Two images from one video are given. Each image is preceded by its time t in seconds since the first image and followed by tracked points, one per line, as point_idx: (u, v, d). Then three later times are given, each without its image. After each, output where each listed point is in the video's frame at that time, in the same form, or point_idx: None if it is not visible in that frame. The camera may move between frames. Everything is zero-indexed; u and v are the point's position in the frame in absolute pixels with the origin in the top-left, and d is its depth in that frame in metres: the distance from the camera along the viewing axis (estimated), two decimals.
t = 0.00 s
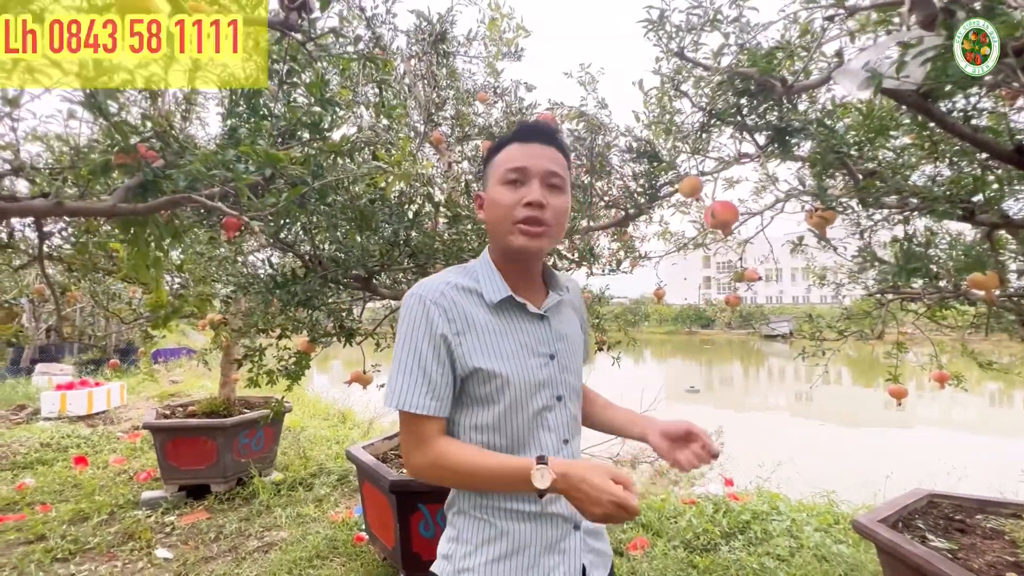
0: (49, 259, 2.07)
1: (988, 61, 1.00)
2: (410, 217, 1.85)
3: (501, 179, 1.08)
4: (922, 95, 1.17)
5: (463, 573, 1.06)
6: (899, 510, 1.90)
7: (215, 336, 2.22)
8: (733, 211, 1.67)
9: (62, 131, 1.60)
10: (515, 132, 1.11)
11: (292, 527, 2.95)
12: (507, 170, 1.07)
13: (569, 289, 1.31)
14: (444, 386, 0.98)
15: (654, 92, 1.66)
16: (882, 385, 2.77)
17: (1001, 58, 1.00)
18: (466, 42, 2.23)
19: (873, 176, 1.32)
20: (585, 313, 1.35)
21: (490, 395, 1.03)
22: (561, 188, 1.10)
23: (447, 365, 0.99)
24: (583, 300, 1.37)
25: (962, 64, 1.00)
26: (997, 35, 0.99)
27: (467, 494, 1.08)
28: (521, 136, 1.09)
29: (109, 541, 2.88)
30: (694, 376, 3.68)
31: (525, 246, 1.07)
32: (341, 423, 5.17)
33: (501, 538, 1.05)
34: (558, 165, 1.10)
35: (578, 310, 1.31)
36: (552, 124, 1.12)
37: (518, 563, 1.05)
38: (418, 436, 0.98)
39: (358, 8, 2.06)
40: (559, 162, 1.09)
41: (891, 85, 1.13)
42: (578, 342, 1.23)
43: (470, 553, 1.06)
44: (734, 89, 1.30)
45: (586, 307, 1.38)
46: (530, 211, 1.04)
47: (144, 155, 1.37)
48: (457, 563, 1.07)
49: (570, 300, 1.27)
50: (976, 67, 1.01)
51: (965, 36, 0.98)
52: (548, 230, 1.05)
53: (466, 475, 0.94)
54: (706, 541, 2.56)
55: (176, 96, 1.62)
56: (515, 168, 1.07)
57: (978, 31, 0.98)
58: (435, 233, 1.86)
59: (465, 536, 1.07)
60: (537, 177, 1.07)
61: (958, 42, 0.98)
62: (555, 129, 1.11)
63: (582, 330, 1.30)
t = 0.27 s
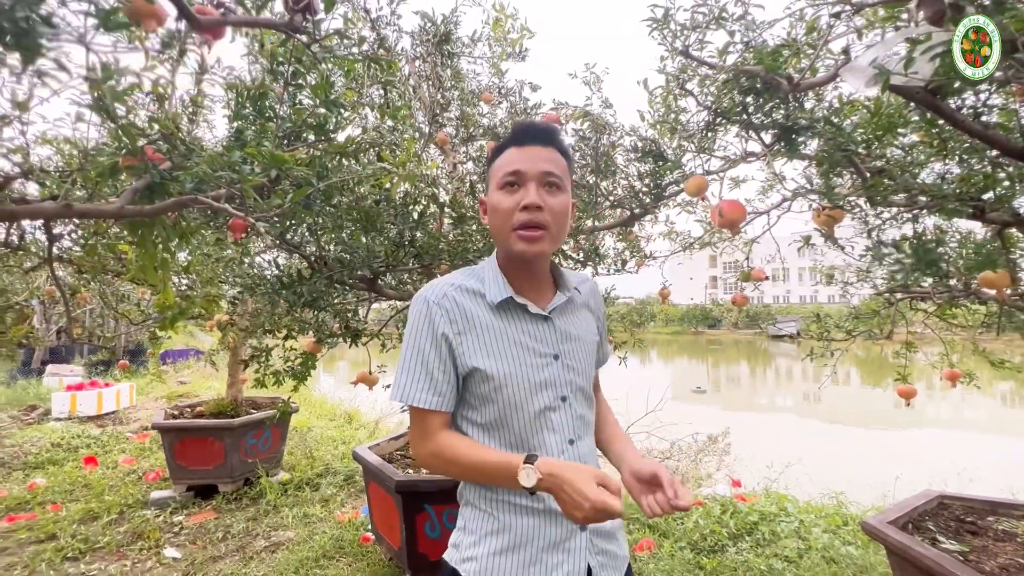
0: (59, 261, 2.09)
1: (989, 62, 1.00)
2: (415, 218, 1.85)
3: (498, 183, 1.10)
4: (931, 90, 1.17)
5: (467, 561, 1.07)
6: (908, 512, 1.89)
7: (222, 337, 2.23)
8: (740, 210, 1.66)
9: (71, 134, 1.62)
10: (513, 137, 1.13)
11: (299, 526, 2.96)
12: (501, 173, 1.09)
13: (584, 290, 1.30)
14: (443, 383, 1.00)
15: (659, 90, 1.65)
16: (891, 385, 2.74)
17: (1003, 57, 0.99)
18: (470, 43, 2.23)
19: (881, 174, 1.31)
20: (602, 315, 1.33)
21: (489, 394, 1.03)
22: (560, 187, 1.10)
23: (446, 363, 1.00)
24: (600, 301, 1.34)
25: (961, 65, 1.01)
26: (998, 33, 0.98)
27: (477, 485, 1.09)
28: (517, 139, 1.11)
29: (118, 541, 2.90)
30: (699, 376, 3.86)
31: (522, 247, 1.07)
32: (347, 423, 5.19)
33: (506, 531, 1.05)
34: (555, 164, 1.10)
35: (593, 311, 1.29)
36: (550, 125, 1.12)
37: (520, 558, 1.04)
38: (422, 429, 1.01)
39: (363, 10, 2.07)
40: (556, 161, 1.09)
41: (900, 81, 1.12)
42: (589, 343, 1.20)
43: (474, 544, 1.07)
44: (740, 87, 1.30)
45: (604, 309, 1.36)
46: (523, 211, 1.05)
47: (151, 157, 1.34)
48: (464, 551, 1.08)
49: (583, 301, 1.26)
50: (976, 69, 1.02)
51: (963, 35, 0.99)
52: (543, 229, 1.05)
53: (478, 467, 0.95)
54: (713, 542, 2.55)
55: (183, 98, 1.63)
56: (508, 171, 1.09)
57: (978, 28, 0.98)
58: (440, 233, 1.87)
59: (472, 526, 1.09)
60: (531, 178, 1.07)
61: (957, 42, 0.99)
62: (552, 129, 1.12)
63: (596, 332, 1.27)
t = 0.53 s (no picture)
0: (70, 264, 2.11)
1: (988, 63, 1.02)
2: (421, 218, 1.85)
3: (503, 185, 1.10)
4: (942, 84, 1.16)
5: (465, 562, 1.07)
6: (922, 513, 1.87)
7: (230, 338, 2.25)
8: (748, 207, 1.65)
9: (81, 137, 1.63)
10: (517, 140, 1.13)
11: (307, 527, 2.97)
12: (507, 175, 1.10)
13: (589, 293, 1.29)
14: (442, 384, 1.00)
15: (665, 88, 1.64)
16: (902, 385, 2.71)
17: (1006, 55, 1.00)
18: (475, 44, 2.23)
19: (892, 171, 1.29)
20: (606, 318, 1.32)
21: (487, 395, 1.03)
22: (562, 189, 1.11)
23: (445, 363, 1.00)
24: (604, 305, 1.33)
25: (961, 67, 1.04)
26: (1000, 32, 0.99)
27: (478, 486, 1.09)
28: (521, 142, 1.12)
29: (129, 541, 2.92)
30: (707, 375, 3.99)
31: (526, 247, 1.07)
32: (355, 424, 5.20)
33: (505, 532, 1.05)
34: (559, 167, 1.11)
35: (597, 314, 1.28)
36: (554, 128, 1.14)
37: (519, 560, 1.04)
38: (426, 428, 1.00)
39: (368, 12, 2.07)
40: (559, 164, 1.10)
41: (911, 75, 1.10)
42: (592, 346, 1.19)
43: (474, 544, 1.06)
44: (747, 84, 1.29)
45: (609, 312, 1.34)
46: (529, 211, 1.05)
47: (158, 160, 1.35)
48: (463, 551, 1.08)
49: (586, 304, 1.25)
50: (976, 69, 1.04)
51: (962, 37, 0.99)
52: (549, 230, 1.05)
53: (490, 464, 0.95)
54: (723, 544, 2.53)
55: (190, 100, 1.64)
56: (514, 173, 1.09)
57: (979, 28, 0.98)
58: (446, 234, 1.87)
59: (471, 526, 1.08)
60: (536, 179, 1.08)
61: (955, 45, 1.00)
62: (556, 133, 1.13)
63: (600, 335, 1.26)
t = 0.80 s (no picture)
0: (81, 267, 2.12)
1: (988, 62, 1.09)
2: (428, 218, 1.84)
3: (508, 181, 1.08)
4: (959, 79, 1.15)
5: (469, 568, 1.05)
6: (941, 516, 1.83)
7: (239, 340, 2.25)
8: (759, 204, 1.63)
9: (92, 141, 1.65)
10: (520, 137, 1.12)
11: (317, 529, 2.97)
12: (513, 172, 1.08)
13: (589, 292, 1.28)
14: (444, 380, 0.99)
15: (673, 85, 1.63)
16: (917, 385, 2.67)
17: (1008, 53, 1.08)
18: (482, 43, 2.22)
19: (904, 167, 1.28)
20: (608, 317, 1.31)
21: (488, 392, 1.03)
22: (566, 188, 1.10)
23: (447, 360, 1.00)
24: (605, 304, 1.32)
25: (959, 66, 1.11)
26: (999, 33, 1.06)
27: (481, 489, 1.08)
28: (524, 140, 1.10)
29: (141, 542, 2.94)
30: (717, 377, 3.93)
31: (533, 245, 1.06)
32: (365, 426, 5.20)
33: (509, 538, 1.03)
34: (563, 166, 1.11)
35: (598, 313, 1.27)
36: (558, 127, 1.13)
37: (523, 564, 1.03)
38: (429, 424, 0.99)
39: (375, 13, 2.07)
40: (564, 163, 1.10)
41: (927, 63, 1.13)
42: (593, 344, 1.19)
43: (478, 549, 1.04)
44: (757, 79, 1.27)
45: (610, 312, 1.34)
46: (537, 209, 1.04)
47: (166, 161, 1.34)
48: (466, 557, 1.06)
49: (587, 304, 1.24)
50: (976, 69, 1.11)
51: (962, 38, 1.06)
52: (556, 228, 1.04)
53: (493, 449, 0.93)
54: (736, 547, 2.50)
55: (198, 102, 1.65)
56: (520, 170, 1.07)
57: (979, 29, 1.05)
58: (453, 234, 1.86)
59: (474, 532, 1.06)
60: (543, 177, 1.07)
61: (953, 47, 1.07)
62: (560, 132, 1.12)
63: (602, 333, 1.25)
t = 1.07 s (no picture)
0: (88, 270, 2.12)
1: (988, 62, 1.11)
2: (431, 218, 1.83)
3: (500, 181, 1.07)
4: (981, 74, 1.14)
5: None
6: (960, 520, 1.79)
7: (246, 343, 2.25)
8: (770, 200, 1.60)
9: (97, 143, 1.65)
10: (512, 135, 1.10)
11: (325, 532, 2.96)
12: (504, 171, 1.06)
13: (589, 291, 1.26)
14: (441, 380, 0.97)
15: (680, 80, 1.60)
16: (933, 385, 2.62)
17: (1010, 55, 1.10)
18: (486, 43, 2.21)
19: (920, 160, 1.25)
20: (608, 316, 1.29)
21: (485, 393, 1.00)
22: (559, 187, 1.08)
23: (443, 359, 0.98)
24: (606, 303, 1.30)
25: (959, 64, 1.13)
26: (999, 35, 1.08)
27: (480, 496, 1.05)
28: (517, 138, 1.08)
29: (151, 545, 2.94)
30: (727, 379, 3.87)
31: (524, 246, 1.04)
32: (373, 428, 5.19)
33: (510, 545, 1.01)
34: (557, 164, 1.08)
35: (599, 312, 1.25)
36: (551, 125, 1.11)
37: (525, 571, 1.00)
38: (420, 424, 0.97)
39: (379, 13, 2.07)
40: (558, 162, 1.07)
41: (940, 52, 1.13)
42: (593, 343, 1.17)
43: (477, 558, 1.02)
44: (767, 71, 1.25)
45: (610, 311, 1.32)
46: (528, 209, 1.02)
47: (164, 161, 1.37)
48: (465, 566, 1.03)
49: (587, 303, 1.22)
50: (975, 68, 1.13)
51: (960, 36, 1.09)
52: (548, 229, 1.02)
53: (481, 442, 0.91)
54: (748, 552, 2.47)
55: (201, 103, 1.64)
56: (512, 169, 1.05)
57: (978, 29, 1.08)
58: (459, 235, 1.85)
59: (473, 540, 1.04)
60: (535, 176, 1.05)
61: (951, 43, 1.11)
62: (554, 129, 1.10)
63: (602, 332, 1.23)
